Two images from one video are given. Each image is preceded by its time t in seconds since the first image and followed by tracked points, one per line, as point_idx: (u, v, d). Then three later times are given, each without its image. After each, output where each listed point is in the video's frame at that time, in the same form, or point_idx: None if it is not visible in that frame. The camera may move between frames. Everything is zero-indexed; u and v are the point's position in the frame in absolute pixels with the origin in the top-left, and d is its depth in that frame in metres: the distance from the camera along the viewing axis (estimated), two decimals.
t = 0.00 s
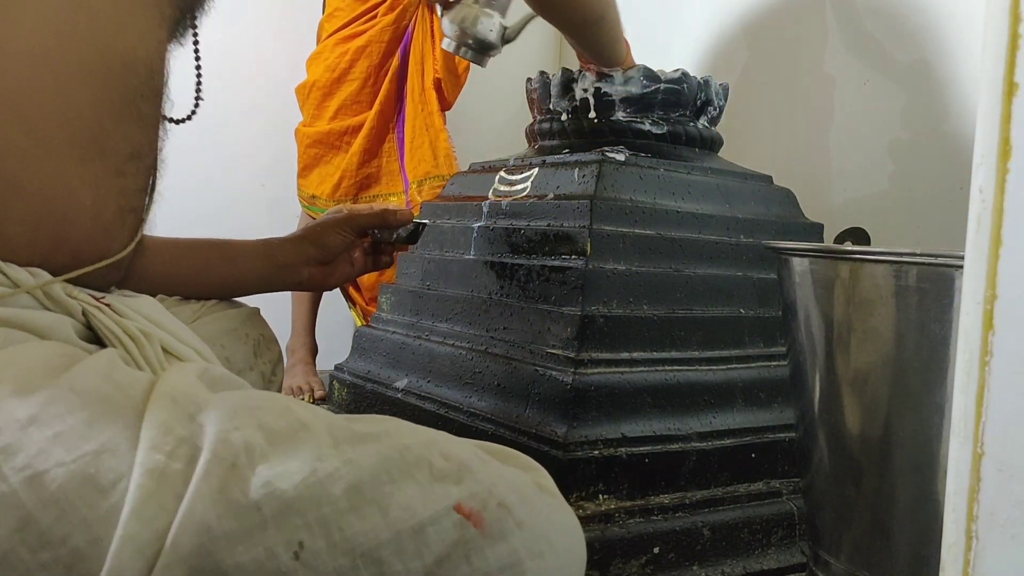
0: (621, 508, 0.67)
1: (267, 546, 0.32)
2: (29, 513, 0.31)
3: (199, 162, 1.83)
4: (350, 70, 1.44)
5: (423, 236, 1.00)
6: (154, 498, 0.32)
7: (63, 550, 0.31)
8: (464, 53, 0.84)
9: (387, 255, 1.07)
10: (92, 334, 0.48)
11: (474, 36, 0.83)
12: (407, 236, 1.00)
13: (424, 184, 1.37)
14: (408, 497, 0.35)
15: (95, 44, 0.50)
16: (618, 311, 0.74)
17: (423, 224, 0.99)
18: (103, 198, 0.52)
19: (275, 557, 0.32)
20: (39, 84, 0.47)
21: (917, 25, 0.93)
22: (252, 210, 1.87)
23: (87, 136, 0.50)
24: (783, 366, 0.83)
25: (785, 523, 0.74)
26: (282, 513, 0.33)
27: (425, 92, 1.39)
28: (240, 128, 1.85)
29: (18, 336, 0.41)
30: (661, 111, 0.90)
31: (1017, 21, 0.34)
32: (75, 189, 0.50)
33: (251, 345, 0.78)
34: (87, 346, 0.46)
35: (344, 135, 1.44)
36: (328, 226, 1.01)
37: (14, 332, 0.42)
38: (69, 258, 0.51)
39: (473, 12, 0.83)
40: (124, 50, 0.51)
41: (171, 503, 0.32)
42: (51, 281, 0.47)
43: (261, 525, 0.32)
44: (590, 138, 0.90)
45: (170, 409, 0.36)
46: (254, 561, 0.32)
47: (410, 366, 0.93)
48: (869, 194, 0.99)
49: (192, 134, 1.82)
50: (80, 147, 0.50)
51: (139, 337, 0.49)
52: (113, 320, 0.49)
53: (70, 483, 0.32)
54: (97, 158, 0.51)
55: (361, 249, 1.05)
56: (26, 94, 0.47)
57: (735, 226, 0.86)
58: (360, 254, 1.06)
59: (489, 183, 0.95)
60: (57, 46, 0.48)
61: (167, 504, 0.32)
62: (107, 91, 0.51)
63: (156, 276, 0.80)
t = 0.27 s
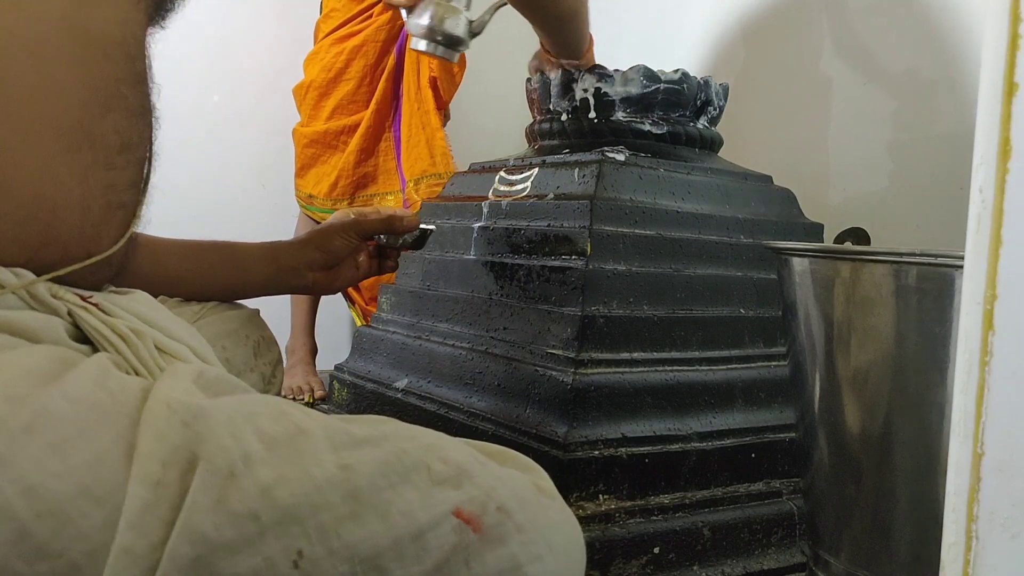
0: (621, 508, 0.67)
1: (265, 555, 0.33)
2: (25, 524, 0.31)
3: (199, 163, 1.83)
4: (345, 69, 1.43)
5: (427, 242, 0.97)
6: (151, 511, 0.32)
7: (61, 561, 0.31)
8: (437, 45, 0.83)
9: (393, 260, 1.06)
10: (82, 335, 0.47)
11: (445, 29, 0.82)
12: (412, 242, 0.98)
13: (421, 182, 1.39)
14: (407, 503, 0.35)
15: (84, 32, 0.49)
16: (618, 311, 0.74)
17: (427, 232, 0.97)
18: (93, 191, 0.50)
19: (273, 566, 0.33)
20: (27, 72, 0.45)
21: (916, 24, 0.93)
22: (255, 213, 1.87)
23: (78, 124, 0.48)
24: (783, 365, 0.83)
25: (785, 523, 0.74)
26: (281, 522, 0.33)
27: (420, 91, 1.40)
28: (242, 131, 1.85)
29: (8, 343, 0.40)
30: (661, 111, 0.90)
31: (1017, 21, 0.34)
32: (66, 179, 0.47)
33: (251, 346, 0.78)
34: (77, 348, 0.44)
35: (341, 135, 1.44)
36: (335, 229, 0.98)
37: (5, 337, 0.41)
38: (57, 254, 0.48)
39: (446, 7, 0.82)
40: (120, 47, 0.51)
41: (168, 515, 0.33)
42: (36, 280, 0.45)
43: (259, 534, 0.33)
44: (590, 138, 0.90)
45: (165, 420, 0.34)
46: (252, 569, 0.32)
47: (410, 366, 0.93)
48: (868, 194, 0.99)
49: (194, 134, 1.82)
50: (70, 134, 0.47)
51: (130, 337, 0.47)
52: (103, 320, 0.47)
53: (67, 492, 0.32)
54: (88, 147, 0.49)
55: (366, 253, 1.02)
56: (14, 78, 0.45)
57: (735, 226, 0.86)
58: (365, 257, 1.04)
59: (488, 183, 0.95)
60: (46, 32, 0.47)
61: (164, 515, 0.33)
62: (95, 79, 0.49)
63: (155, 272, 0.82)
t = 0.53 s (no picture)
0: (621, 508, 0.68)
1: (290, 551, 0.33)
2: (54, 524, 0.31)
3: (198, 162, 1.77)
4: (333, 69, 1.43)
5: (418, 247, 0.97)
6: (178, 508, 0.33)
7: (90, 560, 0.32)
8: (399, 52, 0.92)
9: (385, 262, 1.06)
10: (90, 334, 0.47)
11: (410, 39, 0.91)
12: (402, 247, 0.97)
13: (408, 180, 1.40)
14: (425, 499, 0.36)
15: (90, 32, 0.49)
16: (618, 311, 0.75)
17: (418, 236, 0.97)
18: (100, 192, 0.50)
19: (298, 562, 0.33)
20: (37, 74, 0.46)
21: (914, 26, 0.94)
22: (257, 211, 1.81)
23: (86, 125, 0.48)
24: (783, 365, 0.84)
25: (785, 522, 0.74)
26: (304, 519, 0.33)
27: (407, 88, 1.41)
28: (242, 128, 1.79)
29: (25, 345, 0.40)
30: (661, 111, 0.91)
31: (1017, 22, 0.35)
32: (75, 180, 0.48)
33: (245, 345, 0.79)
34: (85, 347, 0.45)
35: (330, 134, 1.45)
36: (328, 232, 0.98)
37: (20, 339, 0.41)
38: (64, 254, 0.49)
39: (411, 19, 0.91)
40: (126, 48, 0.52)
41: (194, 511, 0.33)
42: (44, 279, 0.45)
43: (283, 530, 0.33)
44: (590, 138, 0.91)
45: (188, 417, 0.35)
46: (278, 565, 0.33)
47: (411, 366, 0.94)
48: (868, 195, 0.99)
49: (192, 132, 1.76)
50: (80, 136, 0.48)
51: (136, 335, 0.47)
52: (110, 319, 0.47)
53: (93, 491, 0.32)
54: (95, 148, 0.49)
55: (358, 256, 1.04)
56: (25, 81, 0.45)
57: (735, 226, 0.87)
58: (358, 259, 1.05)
59: (489, 183, 0.96)
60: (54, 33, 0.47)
61: (191, 512, 0.33)
62: (102, 79, 0.50)
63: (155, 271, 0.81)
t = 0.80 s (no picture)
0: (621, 508, 0.68)
1: (286, 549, 0.33)
2: (50, 521, 0.31)
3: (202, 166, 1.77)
4: (319, 70, 1.42)
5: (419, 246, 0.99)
6: (174, 504, 0.33)
7: (85, 557, 0.31)
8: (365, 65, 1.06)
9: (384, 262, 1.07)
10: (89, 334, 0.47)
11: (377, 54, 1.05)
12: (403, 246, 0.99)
13: (393, 179, 1.39)
14: (422, 497, 0.35)
15: (94, 32, 0.49)
16: (618, 311, 0.74)
17: (418, 236, 0.98)
18: (104, 194, 0.50)
19: (294, 560, 0.33)
20: (39, 73, 0.46)
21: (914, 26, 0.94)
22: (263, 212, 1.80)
23: (90, 126, 0.48)
24: (783, 365, 0.84)
25: (785, 523, 0.74)
26: (300, 516, 0.33)
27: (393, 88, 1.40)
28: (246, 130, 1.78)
29: (24, 344, 0.40)
30: (661, 111, 0.91)
31: (1017, 21, 0.35)
32: (77, 181, 0.48)
33: (244, 345, 0.78)
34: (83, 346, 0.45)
35: (318, 135, 1.44)
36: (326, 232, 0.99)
37: (19, 339, 0.41)
38: (64, 255, 0.48)
39: (380, 35, 1.05)
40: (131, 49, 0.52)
41: (190, 508, 0.33)
42: (43, 280, 0.45)
43: (279, 527, 0.33)
44: (591, 138, 0.91)
45: (186, 414, 0.35)
46: (273, 563, 0.33)
47: (410, 366, 0.94)
48: (868, 195, 0.99)
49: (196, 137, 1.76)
50: (82, 137, 0.48)
51: (134, 335, 0.47)
52: (108, 319, 0.47)
53: (89, 488, 0.32)
54: (99, 150, 0.49)
55: (357, 255, 1.04)
56: (28, 81, 0.45)
57: (734, 226, 0.87)
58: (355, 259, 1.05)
59: (488, 183, 0.95)
60: (55, 31, 0.47)
61: (187, 509, 0.33)
62: (108, 82, 0.50)
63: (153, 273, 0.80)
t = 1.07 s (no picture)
0: (621, 508, 0.68)
1: (281, 542, 0.33)
2: (45, 512, 0.31)
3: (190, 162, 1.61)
4: (297, 75, 1.42)
5: (420, 247, 1.00)
6: (168, 495, 0.32)
7: (80, 549, 0.31)
8: (332, 81, 1.23)
9: (383, 263, 1.07)
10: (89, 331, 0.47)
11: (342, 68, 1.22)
12: (403, 247, 1.00)
13: (370, 179, 1.42)
14: (418, 493, 0.35)
15: (99, 32, 0.49)
16: (618, 311, 0.74)
17: (418, 236, 0.99)
18: (106, 193, 0.50)
19: (289, 553, 0.33)
20: (43, 73, 0.45)
21: (914, 28, 0.94)
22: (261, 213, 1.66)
23: (94, 127, 0.48)
24: (783, 365, 0.83)
25: (785, 523, 0.74)
26: (295, 509, 0.33)
27: (368, 92, 1.42)
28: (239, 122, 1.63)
29: (21, 340, 0.40)
30: (661, 111, 0.91)
31: (1017, 21, 0.34)
32: (81, 183, 0.48)
33: (246, 346, 0.78)
34: (84, 342, 0.45)
35: (297, 140, 1.43)
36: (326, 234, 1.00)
37: (18, 334, 0.41)
38: (64, 254, 0.48)
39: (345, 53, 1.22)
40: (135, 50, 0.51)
41: (185, 499, 0.33)
42: (44, 275, 0.45)
43: (274, 520, 0.33)
44: (591, 138, 0.91)
45: (181, 407, 0.35)
46: (268, 557, 0.32)
47: (410, 366, 0.94)
48: (868, 196, 0.99)
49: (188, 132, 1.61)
50: (87, 139, 0.48)
51: (133, 333, 0.48)
52: (108, 316, 0.48)
53: (84, 481, 0.32)
54: (103, 151, 0.49)
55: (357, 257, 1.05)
56: (32, 83, 0.45)
57: (734, 226, 0.86)
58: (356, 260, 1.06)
59: (489, 183, 0.95)
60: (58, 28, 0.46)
61: (182, 500, 0.33)
62: (115, 88, 0.50)
63: (150, 277, 0.80)
